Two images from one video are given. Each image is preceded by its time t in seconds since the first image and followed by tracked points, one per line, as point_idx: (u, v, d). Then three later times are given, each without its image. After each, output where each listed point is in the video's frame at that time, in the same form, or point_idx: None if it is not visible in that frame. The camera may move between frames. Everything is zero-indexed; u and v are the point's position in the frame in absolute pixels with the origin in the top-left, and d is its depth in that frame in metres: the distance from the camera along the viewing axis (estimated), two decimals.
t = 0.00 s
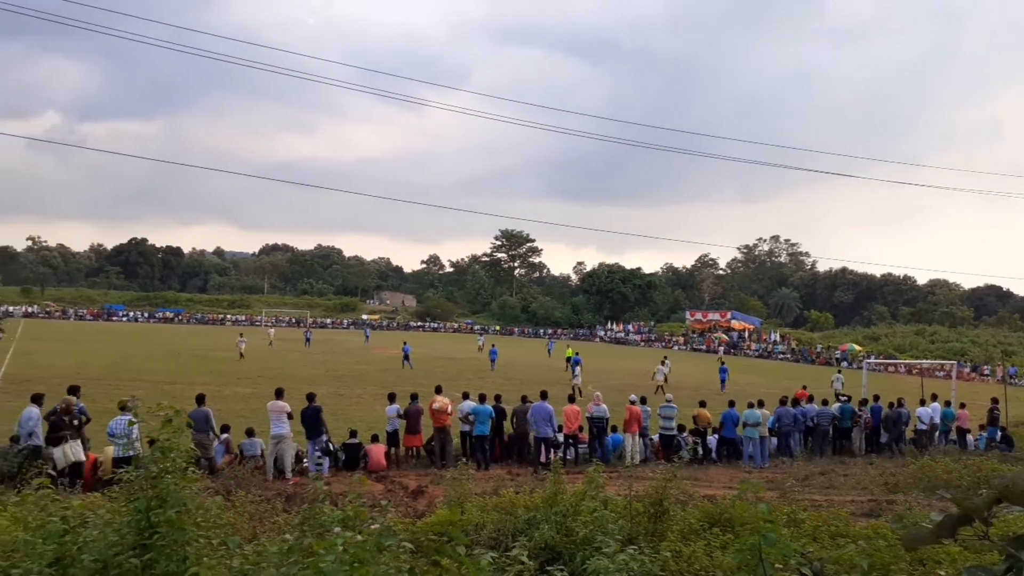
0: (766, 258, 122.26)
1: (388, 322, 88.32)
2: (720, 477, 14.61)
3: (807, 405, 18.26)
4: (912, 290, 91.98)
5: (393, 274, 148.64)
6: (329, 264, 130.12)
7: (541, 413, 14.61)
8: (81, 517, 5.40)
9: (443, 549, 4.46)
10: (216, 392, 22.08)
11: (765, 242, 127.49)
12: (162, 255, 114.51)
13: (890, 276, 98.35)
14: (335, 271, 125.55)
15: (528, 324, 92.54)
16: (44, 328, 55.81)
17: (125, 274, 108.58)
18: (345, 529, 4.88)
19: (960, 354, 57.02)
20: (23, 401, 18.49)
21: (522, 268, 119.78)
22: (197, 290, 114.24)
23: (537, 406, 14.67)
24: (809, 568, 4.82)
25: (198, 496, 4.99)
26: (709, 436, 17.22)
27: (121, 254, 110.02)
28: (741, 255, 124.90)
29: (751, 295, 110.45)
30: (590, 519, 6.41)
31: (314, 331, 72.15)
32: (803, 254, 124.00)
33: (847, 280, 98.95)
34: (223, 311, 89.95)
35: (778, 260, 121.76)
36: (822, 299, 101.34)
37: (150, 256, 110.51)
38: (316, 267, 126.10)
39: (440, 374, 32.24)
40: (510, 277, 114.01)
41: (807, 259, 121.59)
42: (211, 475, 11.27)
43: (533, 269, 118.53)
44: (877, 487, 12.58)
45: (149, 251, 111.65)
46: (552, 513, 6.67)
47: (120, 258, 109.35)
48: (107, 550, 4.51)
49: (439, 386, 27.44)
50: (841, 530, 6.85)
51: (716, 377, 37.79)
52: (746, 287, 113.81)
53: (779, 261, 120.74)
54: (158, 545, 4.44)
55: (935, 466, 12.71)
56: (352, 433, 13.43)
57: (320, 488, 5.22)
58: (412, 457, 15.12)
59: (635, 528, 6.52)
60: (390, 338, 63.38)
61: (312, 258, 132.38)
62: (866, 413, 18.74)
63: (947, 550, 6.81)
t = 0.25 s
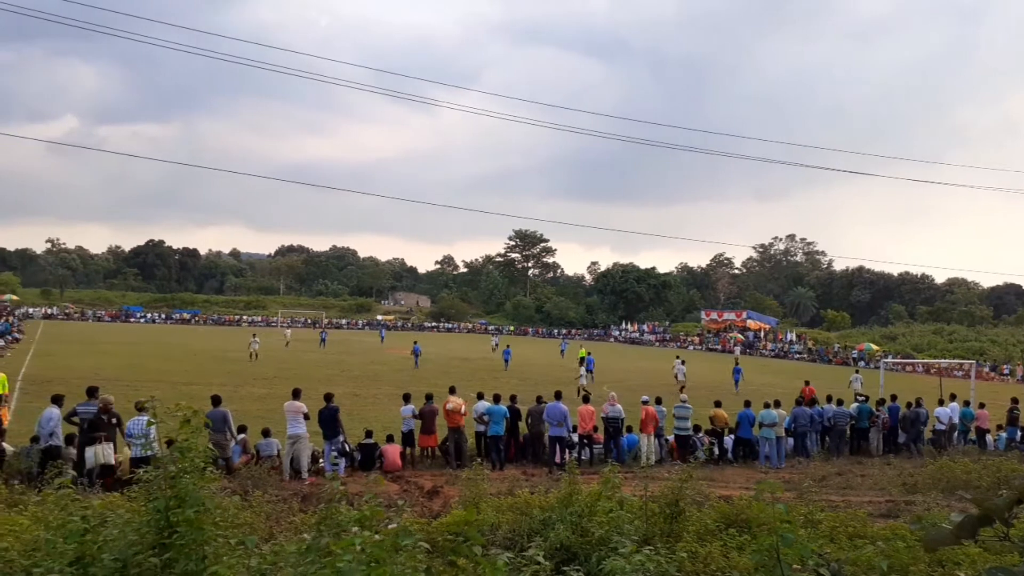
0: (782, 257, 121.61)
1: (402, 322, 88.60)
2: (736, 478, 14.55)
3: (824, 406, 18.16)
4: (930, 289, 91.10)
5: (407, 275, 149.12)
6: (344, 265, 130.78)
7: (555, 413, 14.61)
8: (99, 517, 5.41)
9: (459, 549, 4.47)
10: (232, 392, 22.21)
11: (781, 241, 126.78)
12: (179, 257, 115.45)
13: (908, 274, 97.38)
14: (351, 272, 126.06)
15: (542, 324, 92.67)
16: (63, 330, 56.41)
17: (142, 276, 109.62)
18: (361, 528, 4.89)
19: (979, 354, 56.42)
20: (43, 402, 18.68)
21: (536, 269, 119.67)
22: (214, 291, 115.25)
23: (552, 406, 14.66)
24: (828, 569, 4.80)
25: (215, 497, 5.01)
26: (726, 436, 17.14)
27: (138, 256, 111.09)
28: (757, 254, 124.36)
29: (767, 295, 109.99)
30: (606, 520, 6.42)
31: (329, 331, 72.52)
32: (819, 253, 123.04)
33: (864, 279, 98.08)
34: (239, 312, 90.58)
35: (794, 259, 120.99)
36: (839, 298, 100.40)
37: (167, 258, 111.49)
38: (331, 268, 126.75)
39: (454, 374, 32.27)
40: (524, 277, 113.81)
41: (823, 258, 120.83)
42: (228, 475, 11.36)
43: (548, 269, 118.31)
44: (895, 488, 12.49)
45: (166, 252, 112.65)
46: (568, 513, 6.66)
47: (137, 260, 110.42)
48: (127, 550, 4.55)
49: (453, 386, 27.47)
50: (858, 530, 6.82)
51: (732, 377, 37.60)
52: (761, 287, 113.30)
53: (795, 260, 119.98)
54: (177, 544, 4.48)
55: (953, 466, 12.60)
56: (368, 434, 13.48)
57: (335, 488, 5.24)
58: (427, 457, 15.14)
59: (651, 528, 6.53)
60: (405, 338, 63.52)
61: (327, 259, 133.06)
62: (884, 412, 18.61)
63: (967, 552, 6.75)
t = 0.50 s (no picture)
0: (799, 257, 120.86)
1: (417, 323, 88.89)
2: (753, 479, 14.47)
3: (842, 407, 18.04)
4: (949, 288, 90.25)
5: (422, 275, 149.50)
6: (360, 266, 131.41)
7: (571, 414, 14.60)
8: (120, 517, 5.47)
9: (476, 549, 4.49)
10: (249, 393, 22.35)
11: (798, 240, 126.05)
12: (197, 258, 116.36)
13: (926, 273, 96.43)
14: (366, 273, 126.58)
15: (558, 324, 92.90)
16: (84, 330, 57.04)
17: (160, 277, 110.63)
18: (378, 529, 4.91)
19: (999, 354, 55.83)
20: (64, 402, 18.90)
21: (551, 269, 119.50)
22: (231, 292, 116.30)
23: (568, 407, 14.65)
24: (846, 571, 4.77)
25: (233, 496, 5.04)
26: (742, 437, 17.06)
27: (156, 257, 112.17)
28: (774, 254, 123.76)
29: (783, 295, 109.45)
30: (622, 521, 6.42)
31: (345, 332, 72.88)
32: (836, 253, 122.06)
33: (882, 279, 97.27)
34: (256, 313, 91.26)
35: (811, 259, 120.25)
36: (856, 298, 99.48)
37: (184, 259, 112.47)
38: (346, 268, 127.36)
39: (469, 375, 32.33)
40: (539, 277, 113.55)
41: (841, 257, 120.04)
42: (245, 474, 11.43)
43: (563, 270, 118.09)
44: (915, 489, 12.38)
45: (183, 254, 113.63)
46: (584, 514, 6.66)
47: (155, 261, 111.45)
48: (148, 548, 4.60)
49: (468, 386, 27.50)
50: (877, 532, 6.77)
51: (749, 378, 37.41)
52: (778, 287, 112.74)
53: (812, 260, 119.23)
54: (196, 542, 4.53)
55: (974, 468, 12.47)
56: (385, 434, 13.52)
57: (352, 488, 5.27)
58: (443, 458, 15.17)
59: (667, 530, 6.53)
60: (420, 339, 63.68)
61: (343, 259, 133.77)
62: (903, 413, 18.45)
63: (988, 555, 6.69)
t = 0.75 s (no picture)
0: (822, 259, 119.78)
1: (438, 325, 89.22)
2: (775, 482, 14.35)
3: (866, 410, 17.84)
4: (976, 291, 88.91)
5: (444, 278, 150.09)
6: (381, 268, 132.28)
7: (591, 416, 14.57)
8: (147, 516, 5.54)
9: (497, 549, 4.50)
10: (273, 393, 22.55)
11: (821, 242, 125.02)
12: (220, 260, 117.67)
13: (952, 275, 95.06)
14: (387, 275, 127.25)
15: (578, 326, 93.28)
16: (111, 331, 57.92)
17: (184, 279, 112.03)
18: (401, 529, 4.94)
19: None
20: (92, 402, 19.20)
21: (571, 271, 119.23)
22: (254, 294, 117.60)
23: (588, 409, 14.62)
24: (873, 575, 4.73)
25: (257, 496, 5.08)
26: (765, 441, 16.92)
27: (181, 260, 113.68)
28: (797, 256, 122.89)
29: (807, 297, 108.61)
30: (644, 524, 6.41)
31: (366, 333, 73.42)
32: (861, 254, 121.06)
33: (907, 281, 96.07)
34: (278, 314, 92.15)
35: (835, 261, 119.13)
36: (880, 300, 98.62)
37: (208, 261, 113.81)
38: (368, 270, 128.18)
39: (490, 377, 32.38)
40: (559, 279, 113.23)
41: (865, 259, 118.84)
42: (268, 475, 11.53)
43: (583, 272, 117.81)
44: (941, 494, 12.20)
45: (207, 256, 115.03)
46: (605, 516, 6.65)
47: (180, 264, 112.90)
48: (173, 548, 4.65)
49: (489, 388, 27.54)
50: (903, 537, 6.70)
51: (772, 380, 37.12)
52: (801, 289, 111.82)
53: (835, 261, 118.08)
54: (221, 541, 4.58)
55: (1000, 472, 12.27)
56: (406, 435, 13.58)
57: (374, 489, 5.30)
58: (464, 459, 15.19)
59: (688, 533, 6.53)
60: (441, 341, 63.89)
61: (365, 261, 134.66)
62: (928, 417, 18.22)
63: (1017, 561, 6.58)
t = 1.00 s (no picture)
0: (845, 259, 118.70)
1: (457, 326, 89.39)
2: (798, 485, 14.23)
3: (890, 412, 17.65)
4: (1002, 291, 87.57)
5: (463, 279, 150.33)
6: (401, 269, 132.88)
7: (611, 418, 14.53)
8: (171, 516, 5.60)
9: (519, 552, 4.49)
10: (294, 395, 22.68)
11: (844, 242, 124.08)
12: (242, 262, 118.65)
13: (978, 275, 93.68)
14: (406, 276, 127.69)
15: (598, 327, 93.52)
16: (135, 333, 58.61)
17: (207, 281, 113.08)
18: (423, 530, 4.96)
19: None
20: (117, 403, 19.43)
21: (591, 272, 118.54)
22: (275, 296, 118.66)
23: (608, 411, 14.58)
24: None
25: (280, 497, 5.11)
26: (787, 443, 16.80)
27: (203, 262, 114.82)
28: (820, 257, 122.18)
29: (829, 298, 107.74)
30: (665, 526, 6.38)
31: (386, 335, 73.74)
32: (884, 254, 119.79)
33: (931, 281, 94.85)
34: (299, 316, 92.82)
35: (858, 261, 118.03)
36: (904, 301, 97.38)
37: (230, 263, 114.80)
38: (387, 272, 128.76)
39: (509, 378, 32.38)
40: (578, 281, 112.69)
41: (888, 259, 117.73)
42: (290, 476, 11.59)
43: (603, 273, 116.97)
44: (966, 498, 12.04)
45: (229, 257, 116.04)
46: (626, 519, 6.65)
47: (202, 266, 114.04)
48: (198, 547, 4.69)
49: (509, 389, 27.53)
50: (928, 540, 6.63)
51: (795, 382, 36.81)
52: (824, 290, 110.93)
53: (859, 262, 116.97)
54: (245, 542, 4.60)
55: None
56: (426, 436, 13.61)
57: (396, 489, 5.31)
58: (484, 460, 15.20)
59: (710, 536, 6.51)
60: (461, 342, 64.04)
61: (385, 263, 135.22)
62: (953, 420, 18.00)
63: None
